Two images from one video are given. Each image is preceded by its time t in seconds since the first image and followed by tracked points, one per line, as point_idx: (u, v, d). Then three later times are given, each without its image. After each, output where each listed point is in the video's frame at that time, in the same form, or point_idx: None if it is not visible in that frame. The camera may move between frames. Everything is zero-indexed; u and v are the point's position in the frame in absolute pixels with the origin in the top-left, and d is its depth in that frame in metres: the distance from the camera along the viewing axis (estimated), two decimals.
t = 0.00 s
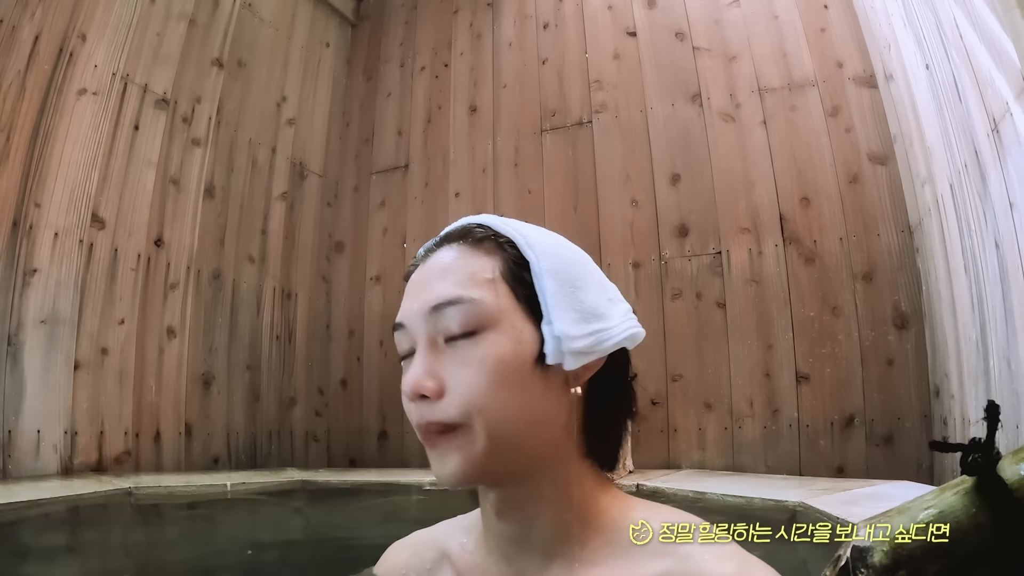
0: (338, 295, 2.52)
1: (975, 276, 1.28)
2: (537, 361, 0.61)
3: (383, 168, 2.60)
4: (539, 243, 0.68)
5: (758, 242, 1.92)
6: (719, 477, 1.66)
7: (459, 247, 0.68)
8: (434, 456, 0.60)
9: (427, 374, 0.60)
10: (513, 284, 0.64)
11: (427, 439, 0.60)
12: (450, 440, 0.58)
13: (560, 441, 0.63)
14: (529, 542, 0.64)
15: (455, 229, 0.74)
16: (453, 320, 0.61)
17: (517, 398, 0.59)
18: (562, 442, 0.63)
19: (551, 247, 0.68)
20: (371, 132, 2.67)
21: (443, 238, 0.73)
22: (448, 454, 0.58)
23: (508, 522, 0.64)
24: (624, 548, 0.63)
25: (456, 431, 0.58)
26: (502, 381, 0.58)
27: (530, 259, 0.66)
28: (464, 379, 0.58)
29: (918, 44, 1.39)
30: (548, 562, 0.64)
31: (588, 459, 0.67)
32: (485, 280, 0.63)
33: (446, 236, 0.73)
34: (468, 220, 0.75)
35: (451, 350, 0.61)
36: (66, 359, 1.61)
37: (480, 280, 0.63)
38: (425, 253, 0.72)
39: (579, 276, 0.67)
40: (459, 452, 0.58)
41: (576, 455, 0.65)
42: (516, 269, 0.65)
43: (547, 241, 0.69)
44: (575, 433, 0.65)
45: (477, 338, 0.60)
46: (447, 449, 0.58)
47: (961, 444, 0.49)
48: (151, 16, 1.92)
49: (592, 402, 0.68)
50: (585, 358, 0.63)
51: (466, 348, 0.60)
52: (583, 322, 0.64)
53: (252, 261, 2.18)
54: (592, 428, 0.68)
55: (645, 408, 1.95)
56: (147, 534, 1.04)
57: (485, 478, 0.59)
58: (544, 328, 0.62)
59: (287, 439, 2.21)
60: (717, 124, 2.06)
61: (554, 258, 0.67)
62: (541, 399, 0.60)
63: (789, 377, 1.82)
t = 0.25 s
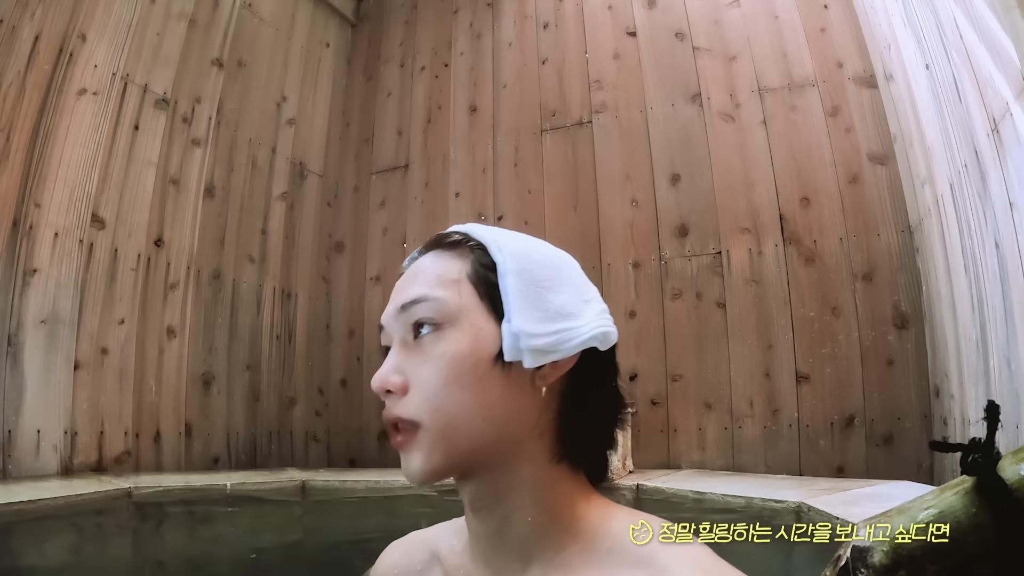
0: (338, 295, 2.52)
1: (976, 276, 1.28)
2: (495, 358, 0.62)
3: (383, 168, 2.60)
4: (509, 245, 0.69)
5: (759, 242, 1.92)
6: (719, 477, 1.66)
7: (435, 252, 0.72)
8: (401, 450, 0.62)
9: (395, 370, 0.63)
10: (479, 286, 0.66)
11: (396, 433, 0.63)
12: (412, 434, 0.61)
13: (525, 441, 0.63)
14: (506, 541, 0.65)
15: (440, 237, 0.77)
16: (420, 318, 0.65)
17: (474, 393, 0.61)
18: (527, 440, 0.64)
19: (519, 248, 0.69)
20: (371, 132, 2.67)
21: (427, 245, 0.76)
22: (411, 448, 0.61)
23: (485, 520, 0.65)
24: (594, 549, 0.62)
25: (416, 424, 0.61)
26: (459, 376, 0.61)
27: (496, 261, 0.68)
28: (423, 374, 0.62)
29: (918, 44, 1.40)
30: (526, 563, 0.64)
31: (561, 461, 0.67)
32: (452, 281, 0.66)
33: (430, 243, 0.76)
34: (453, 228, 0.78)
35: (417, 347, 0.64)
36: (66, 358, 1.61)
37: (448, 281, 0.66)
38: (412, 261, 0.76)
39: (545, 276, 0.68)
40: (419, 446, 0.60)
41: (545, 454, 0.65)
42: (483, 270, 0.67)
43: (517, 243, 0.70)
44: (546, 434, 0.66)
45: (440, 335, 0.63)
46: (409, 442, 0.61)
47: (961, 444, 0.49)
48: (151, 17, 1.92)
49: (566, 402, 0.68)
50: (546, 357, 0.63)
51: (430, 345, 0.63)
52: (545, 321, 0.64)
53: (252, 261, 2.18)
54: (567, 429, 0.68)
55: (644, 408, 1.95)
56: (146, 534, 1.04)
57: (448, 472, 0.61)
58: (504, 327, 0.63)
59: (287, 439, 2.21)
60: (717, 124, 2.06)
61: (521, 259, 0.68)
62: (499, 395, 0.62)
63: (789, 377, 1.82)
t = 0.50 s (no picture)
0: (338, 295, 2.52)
1: (975, 276, 1.28)
2: (483, 388, 0.62)
3: (383, 168, 2.60)
4: (503, 269, 0.68)
5: (759, 242, 1.92)
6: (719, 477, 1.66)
7: (432, 272, 0.72)
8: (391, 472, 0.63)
9: (385, 392, 0.64)
10: (470, 311, 0.65)
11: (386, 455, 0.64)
12: (401, 458, 0.61)
13: (513, 467, 0.63)
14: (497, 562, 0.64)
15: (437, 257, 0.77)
16: (412, 341, 0.65)
17: (461, 420, 0.60)
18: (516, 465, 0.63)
19: (514, 272, 0.68)
20: (371, 132, 2.67)
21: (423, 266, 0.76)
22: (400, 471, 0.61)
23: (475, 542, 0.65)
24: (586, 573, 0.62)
25: (405, 449, 0.61)
26: (447, 402, 0.61)
27: (490, 286, 0.67)
28: (412, 398, 0.62)
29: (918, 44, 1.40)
30: None
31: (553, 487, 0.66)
32: (444, 306, 0.66)
33: (426, 263, 0.75)
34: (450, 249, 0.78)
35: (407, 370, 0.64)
36: (66, 358, 1.61)
37: (440, 305, 0.66)
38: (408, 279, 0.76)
39: (539, 303, 0.67)
40: (408, 471, 0.61)
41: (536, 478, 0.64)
42: (476, 295, 0.67)
43: (512, 267, 0.69)
44: (536, 459, 0.65)
45: (430, 360, 0.63)
46: (398, 466, 0.62)
47: (962, 444, 0.49)
48: (150, 17, 1.92)
49: (558, 428, 0.67)
50: (536, 387, 0.62)
51: (419, 369, 0.63)
52: (535, 350, 0.63)
53: (252, 261, 2.18)
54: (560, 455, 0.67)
55: (644, 408, 1.95)
56: (146, 535, 1.04)
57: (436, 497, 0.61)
58: (494, 356, 0.62)
59: (287, 439, 2.21)
60: (717, 124, 2.06)
61: (515, 284, 0.67)
62: (487, 423, 0.61)
63: (789, 377, 1.82)
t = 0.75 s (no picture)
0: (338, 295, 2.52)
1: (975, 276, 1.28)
2: (478, 384, 0.62)
3: (383, 168, 2.60)
4: (499, 267, 0.68)
5: (759, 242, 1.92)
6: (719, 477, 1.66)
7: (428, 271, 0.72)
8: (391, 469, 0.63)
9: (384, 389, 0.64)
10: (465, 309, 0.65)
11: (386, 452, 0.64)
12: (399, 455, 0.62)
13: (510, 464, 0.63)
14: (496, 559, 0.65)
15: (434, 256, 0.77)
16: (410, 338, 0.65)
17: (457, 417, 0.60)
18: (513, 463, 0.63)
19: (510, 271, 0.68)
20: (371, 132, 2.67)
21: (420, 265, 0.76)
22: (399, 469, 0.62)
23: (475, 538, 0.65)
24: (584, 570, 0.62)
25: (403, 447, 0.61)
26: (443, 401, 0.61)
27: (485, 284, 0.67)
28: (409, 396, 0.62)
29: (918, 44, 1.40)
30: None
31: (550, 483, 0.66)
32: (440, 304, 0.66)
33: (422, 263, 0.75)
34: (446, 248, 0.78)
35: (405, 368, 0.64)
36: (66, 358, 1.61)
37: (436, 304, 0.66)
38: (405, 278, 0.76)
39: (533, 301, 0.67)
40: (406, 468, 0.61)
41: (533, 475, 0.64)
42: (472, 294, 0.67)
43: (508, 265, 0.69)
44: (533, 457, 0.65)
45: (427, 358, 0.63)
46: (397, 464, 0.62)
47: (962, 444, 0.49)
48: (150, 17, 1.92)
49: (556, 424, 0.67)
50: (530, 384, 0.62)
51: (417, 367, 0.63)
52: (530, 348, 0.63)
53: (252, 261, 2.18)
54: (558, 451, 0.67)
55: (644, 408, 1.95)
56: (146, 534, 1.04)
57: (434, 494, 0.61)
58: (489, 353, 0.62)
59: (287, 439, 2.21)
60: (717, 124, 2.06)
61: (510, 282, 0.67)
62: (483, 420, 0.61)
63: (789, 377, 1.82)
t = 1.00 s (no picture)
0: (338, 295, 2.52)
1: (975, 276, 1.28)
2: (477, 374, 0.62)
3: (383, 168, 2.60)
4: (497, 257, 0.69)
5: (758, 242, 1.92)
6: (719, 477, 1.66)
7: (428, 265, 0.73)
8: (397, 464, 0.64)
9: (387, 384, 0.65)
10: (463, 300, 0.66)
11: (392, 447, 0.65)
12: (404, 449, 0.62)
13: (515, 455, 0.63)
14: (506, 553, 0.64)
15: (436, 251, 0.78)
16: (411, 332, 0.66)
17: (459, 409, 0.61)
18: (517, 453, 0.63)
19: (507, 259, 0.68)
20: (371, 132, 2.68)
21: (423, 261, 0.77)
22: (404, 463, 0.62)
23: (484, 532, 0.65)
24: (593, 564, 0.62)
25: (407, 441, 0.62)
26: (444, 393, 0.61)
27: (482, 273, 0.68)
28: (411, 390, 0.63)
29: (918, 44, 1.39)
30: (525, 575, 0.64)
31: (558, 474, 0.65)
32: (438, 296, 0.67)
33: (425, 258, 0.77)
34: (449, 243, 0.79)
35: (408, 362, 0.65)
36: (66, 358, 1.61)
37: (434, 296, 0.67)
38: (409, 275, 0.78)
39: (531, 288, 0.67)
40: (411, 461, 0.62)
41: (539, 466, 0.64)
42: (470, 285, 0.67)
43: (506, 254, 0.69)
44: (539, 448, 0.65)
45: (428, 350, 0.64)
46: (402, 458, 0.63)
47: (962, 444, 0.49)
48: (151, 16, 1.92)
49: (562, 415, 0.66)
50: (529, 371, 0.62)
51: (418, 360, 0.64)
52: (528, 334, 0.63)
53: (252, 261, 2.18)
54: (566, 443, 0.66)
55: (644, 408, 1.95)
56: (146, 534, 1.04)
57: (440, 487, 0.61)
58: (487, 341, 0.62)
59: (287, 439, 2.21)
60: (717, 124, 2.06)
61: (508, 270, 0.67)
62: (486, 411, 0.62)
63: (789, 377, 1.82)
